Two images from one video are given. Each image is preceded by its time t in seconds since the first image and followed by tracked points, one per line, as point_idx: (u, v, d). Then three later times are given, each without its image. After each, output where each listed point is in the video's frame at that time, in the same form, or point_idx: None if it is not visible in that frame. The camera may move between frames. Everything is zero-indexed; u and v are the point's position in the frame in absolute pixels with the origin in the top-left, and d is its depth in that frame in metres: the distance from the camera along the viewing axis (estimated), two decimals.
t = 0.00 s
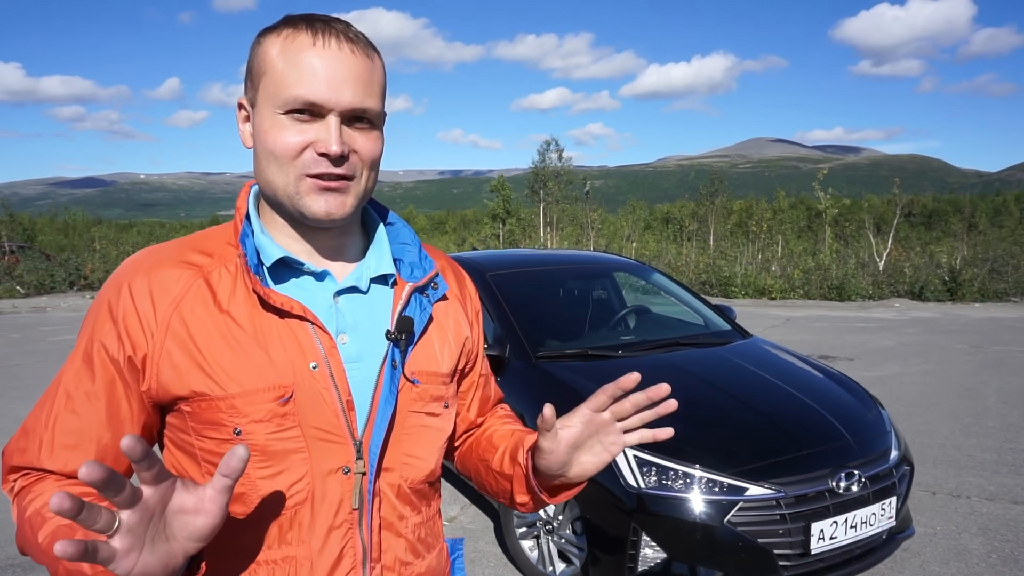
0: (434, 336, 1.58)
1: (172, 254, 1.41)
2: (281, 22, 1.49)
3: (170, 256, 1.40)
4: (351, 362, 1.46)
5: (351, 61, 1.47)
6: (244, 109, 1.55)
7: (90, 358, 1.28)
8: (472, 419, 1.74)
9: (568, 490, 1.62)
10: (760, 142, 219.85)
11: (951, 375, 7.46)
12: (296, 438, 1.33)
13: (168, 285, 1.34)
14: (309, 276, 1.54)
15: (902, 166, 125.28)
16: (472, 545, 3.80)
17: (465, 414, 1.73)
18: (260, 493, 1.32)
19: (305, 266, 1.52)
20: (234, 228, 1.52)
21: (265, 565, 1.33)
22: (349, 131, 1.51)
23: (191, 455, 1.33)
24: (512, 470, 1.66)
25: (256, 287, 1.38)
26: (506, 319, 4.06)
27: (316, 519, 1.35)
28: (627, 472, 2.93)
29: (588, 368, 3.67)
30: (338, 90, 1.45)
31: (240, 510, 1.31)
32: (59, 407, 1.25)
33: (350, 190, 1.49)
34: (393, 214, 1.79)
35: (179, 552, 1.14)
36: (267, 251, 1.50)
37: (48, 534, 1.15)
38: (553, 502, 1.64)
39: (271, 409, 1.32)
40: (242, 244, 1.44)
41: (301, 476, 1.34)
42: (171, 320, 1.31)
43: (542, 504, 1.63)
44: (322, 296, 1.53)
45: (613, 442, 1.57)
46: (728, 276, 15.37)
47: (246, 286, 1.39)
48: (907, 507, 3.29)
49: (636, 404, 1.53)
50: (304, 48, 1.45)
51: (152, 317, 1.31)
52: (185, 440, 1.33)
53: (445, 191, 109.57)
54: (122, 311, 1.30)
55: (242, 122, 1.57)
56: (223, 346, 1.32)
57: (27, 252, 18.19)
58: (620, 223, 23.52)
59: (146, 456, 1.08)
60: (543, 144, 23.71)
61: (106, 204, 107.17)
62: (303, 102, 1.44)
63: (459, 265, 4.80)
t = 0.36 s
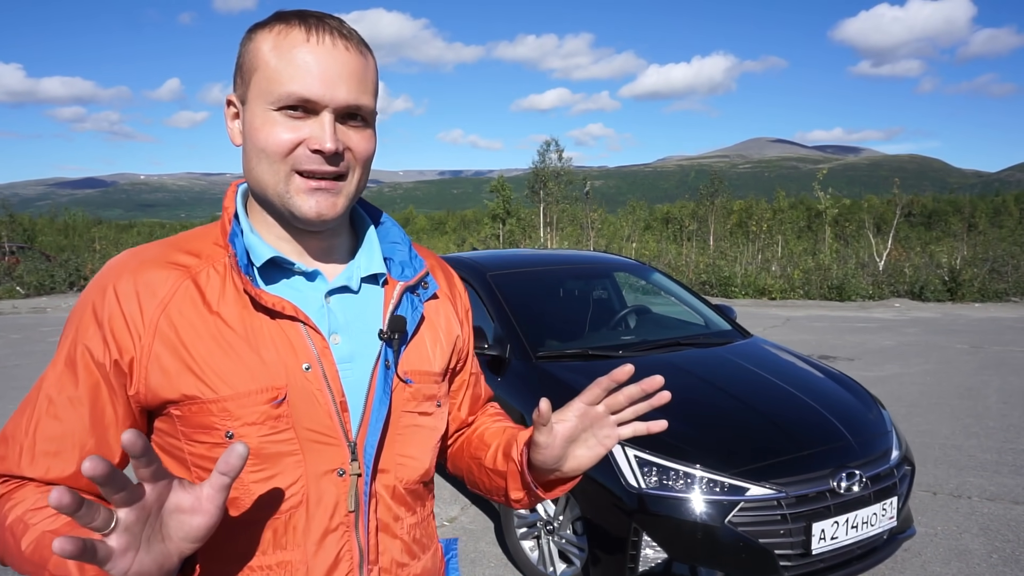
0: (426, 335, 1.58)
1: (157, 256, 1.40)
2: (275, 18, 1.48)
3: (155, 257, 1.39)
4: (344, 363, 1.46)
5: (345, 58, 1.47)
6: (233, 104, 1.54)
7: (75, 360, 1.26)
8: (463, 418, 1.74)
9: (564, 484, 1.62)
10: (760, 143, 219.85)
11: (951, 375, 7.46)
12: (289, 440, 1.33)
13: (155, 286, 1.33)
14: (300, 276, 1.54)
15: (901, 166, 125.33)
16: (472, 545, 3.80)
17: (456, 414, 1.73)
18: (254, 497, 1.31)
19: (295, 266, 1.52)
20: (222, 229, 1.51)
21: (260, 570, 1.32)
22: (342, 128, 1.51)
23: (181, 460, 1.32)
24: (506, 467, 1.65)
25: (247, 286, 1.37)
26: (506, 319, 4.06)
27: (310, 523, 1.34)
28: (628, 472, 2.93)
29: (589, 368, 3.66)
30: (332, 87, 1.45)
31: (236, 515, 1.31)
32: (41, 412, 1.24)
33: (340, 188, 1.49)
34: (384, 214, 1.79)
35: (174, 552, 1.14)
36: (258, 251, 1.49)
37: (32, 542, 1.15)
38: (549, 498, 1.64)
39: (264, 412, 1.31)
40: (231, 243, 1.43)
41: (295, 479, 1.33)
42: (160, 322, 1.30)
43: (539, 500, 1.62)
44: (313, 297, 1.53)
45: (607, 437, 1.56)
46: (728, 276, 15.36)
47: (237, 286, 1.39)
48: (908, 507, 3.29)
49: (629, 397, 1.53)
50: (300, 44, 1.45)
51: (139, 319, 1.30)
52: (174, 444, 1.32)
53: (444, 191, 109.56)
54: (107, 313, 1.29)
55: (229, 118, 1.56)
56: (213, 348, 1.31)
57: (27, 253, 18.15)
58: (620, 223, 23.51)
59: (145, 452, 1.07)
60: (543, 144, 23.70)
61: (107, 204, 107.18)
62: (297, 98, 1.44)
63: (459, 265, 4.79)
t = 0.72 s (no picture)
0: (421, 333, 1.60)
1: (148, 256, 1.39)
2: (277, 20, 1.47)
3: (146, 258, 1.38)
4: (344, 362, 1.46)
5: (353, 63, 1.48)
6: (229, 108, 1.49)
7: (67, 364, 1.24)
8: (453, 413, 1.75)
9: (558, 481, 1.63)
10: (760, 143, 219.88)
11: (950, 374, 7.47)
12: (292, 440, 1.33)
13: (149, 288, 1.32)
14: (296, 277, 1.53)
15: (901, 166, 125.36)
16: (472, 545, 3.80)
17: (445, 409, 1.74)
18: (258, 499, 1.31)
19: (292, 267, 1.51)
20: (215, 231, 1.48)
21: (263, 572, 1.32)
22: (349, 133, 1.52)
23: (180, 464, 1.32)
24: (499, 462, 1.66)
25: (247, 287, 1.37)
26: (507, 319, 4.07)
27: (314, 523, 1.35)
28: (628, 472, 2.93)
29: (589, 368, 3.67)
30: (343, 93, 1.46)
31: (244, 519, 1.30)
32: (32, 418, 1.22)
33: (348, 193, 1.50)
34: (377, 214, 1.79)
35: (185, 562, 1.14)
36: (256, 252, 1.47)
37: (24, 552, 1.13)
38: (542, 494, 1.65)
39: (267, 414, 1.31)
40: (230, 245, 1.42)
41: (299, 480, 1.33)
42: (157, 325, 1.29)
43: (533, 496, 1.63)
44: (310, 296, 1.52)
45: (602, 433, 1.56)
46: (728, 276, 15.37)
47: (234, 287, 1.38)
48: (908, 507, 3.29)
49: (624, 396, 1.54)
50: (309, 49, 1.44)
51: (136, 322, 1.29)
52: (171, 447, 1.31)
53: (444, 191, 109.55)
54: (100, 317, 1.27)
55: (222, 122, 1.51)
56: (213, 351, 1.31)
57: (27, 253, 18.10)
58: (620, 223, 23.52)
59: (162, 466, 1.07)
60: (543, 144, 23.71)
61: (106, 204, 107.18)
62: (309, 104, 1.43)
63: (459, 265, 4.80)
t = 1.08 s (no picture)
0: (434, 329, 1.65)
1: (171, 256, 1.35)
2: (322, 25, 1.47)
3: (170, 259, 1.34)
4: (372, 359, 1.47)
5: (398, 69, 1.53)
6: (275, 109, 1.43)
7: (101, 369, 1.20)
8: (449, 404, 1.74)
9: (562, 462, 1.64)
10: (760, 142, 219.81)
11: (950, 373, 7.47)
12: (332, 436, 1.33)
13: (182, 289, 1.30)
14: (323, 277, 1.52)
15: (901, 165, 125.30)
16: (473, 545, 3.80)
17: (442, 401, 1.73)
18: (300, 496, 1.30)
19: (321, 267, 1.50)
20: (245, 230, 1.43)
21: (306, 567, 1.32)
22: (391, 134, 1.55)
23: (218, 467, 1.30)
24: (504, 448, 1.66)
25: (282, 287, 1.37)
26: (507, 319, 4.07)
27: (354, 515, 1.37)
28: (629, 472, 2.93)
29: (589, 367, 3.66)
30: (399, 95, 1.49)
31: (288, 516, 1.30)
32: (65, 427, 1.18)
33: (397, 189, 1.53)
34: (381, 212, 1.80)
35: None
36: (288, 253, 1.46)
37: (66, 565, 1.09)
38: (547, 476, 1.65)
39: (308, 412, 1.31)
40: (265, 246, 1.40)
41: (338, 475, 1.34)
42: (195, 328, 1.28)
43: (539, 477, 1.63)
44: (336, 295, 1.52)
45: (602, 413, 1.58)
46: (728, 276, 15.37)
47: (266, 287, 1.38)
48: (908, 506, 3.29)
49: (623, 377, 1.57)
50: (362, 52, 1.47)
51: (173, 325, 1.27)
52: (209, 451, 1.30)
53: (444, 190, 109.57)
54: (134, 320, 1.24)
55: (265, 123, 1.43)
56: (250, 351, 1.30)
57: (27, 252, 18.09)
58: (620, 223, 23.53)
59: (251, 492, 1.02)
60: (543, 144, 23.72)
61: (107, 204, 107.31)
62: (374, 104, 1.44)
63: (459, 264, 4.80)
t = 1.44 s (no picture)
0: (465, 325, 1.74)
1: (245, 251, 1.31)
2: (361, 36, 1.45)
3: (246, 255, 1.30)
4: (425, 353, 1.55)
5: (429, 73, 1.52)
6: (317, 115, 1.43)
7: (194, 365, 1.17)
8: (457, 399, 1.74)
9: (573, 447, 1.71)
10: (761, 142, 219.75)
11: (951, 373, 7.47)
12: (400, 426, 1.35)
13: (262, 284, 1.27)
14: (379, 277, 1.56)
15: (902, 164, 125.21)
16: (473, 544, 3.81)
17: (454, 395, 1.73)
18: (372, 483, 1.32)
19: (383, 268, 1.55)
20: (312, 223, 1.39)
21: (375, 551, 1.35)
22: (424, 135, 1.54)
23: (291, 460, 1.29)
24: (518, 437, 1.71)
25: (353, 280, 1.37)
26: (507, 319, 4.06)
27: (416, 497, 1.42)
28: (628, 472, 2.93)
29: (589, 367, 3.66)
30: (432, 98, 1.48)
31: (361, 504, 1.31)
32: (159, 426, 1.14)
33: (431, 187, 1.53)
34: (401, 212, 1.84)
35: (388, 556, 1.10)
36: (358, 256, 1.51)
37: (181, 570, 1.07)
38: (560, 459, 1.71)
39: (382, 403, 1.32)
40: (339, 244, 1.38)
41: (404, 462, 1.37)
42: (278, 323, 1.26)
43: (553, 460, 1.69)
44: (388, 293, 1.57)
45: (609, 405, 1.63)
46: (728, 276, 15.38)
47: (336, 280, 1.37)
48: (908, 506, 3.29)
49: (635, 375, 1.63)
50: (397, 60, 1.46)
51: (260, 320, 1.25)
52: (286, 444, 1.28)
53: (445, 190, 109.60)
54: (221, 316, 1.21)
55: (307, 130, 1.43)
56: (330, 344, 1.29)
57: (27, 252, 18.12)
58: (620, 222, 23.55)
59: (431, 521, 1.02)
60: (543, 143, 23.74)
61: (108, 204, 107.43)
62: (409, 107, 1.43)
63: (459, 264, 4.80)
